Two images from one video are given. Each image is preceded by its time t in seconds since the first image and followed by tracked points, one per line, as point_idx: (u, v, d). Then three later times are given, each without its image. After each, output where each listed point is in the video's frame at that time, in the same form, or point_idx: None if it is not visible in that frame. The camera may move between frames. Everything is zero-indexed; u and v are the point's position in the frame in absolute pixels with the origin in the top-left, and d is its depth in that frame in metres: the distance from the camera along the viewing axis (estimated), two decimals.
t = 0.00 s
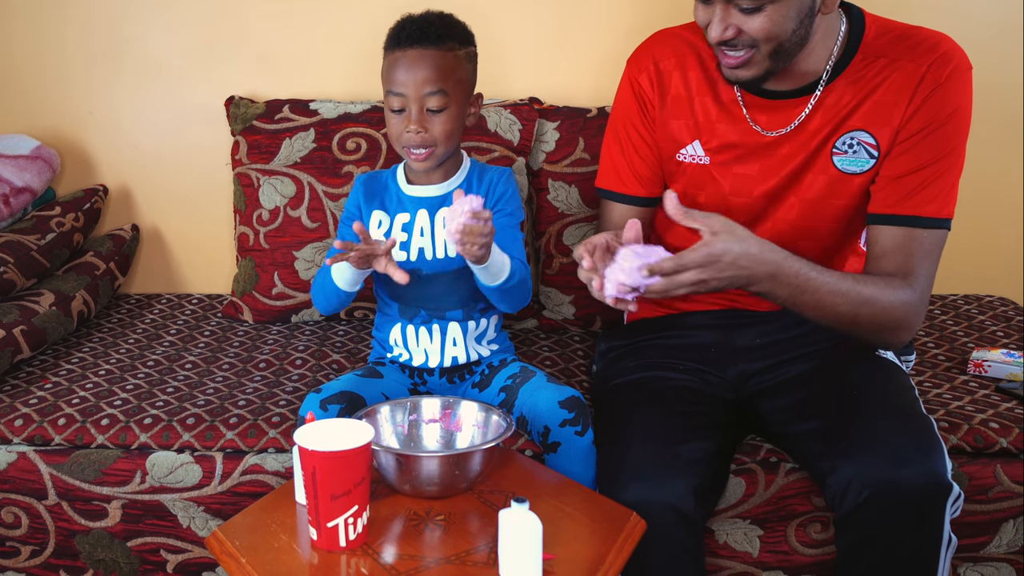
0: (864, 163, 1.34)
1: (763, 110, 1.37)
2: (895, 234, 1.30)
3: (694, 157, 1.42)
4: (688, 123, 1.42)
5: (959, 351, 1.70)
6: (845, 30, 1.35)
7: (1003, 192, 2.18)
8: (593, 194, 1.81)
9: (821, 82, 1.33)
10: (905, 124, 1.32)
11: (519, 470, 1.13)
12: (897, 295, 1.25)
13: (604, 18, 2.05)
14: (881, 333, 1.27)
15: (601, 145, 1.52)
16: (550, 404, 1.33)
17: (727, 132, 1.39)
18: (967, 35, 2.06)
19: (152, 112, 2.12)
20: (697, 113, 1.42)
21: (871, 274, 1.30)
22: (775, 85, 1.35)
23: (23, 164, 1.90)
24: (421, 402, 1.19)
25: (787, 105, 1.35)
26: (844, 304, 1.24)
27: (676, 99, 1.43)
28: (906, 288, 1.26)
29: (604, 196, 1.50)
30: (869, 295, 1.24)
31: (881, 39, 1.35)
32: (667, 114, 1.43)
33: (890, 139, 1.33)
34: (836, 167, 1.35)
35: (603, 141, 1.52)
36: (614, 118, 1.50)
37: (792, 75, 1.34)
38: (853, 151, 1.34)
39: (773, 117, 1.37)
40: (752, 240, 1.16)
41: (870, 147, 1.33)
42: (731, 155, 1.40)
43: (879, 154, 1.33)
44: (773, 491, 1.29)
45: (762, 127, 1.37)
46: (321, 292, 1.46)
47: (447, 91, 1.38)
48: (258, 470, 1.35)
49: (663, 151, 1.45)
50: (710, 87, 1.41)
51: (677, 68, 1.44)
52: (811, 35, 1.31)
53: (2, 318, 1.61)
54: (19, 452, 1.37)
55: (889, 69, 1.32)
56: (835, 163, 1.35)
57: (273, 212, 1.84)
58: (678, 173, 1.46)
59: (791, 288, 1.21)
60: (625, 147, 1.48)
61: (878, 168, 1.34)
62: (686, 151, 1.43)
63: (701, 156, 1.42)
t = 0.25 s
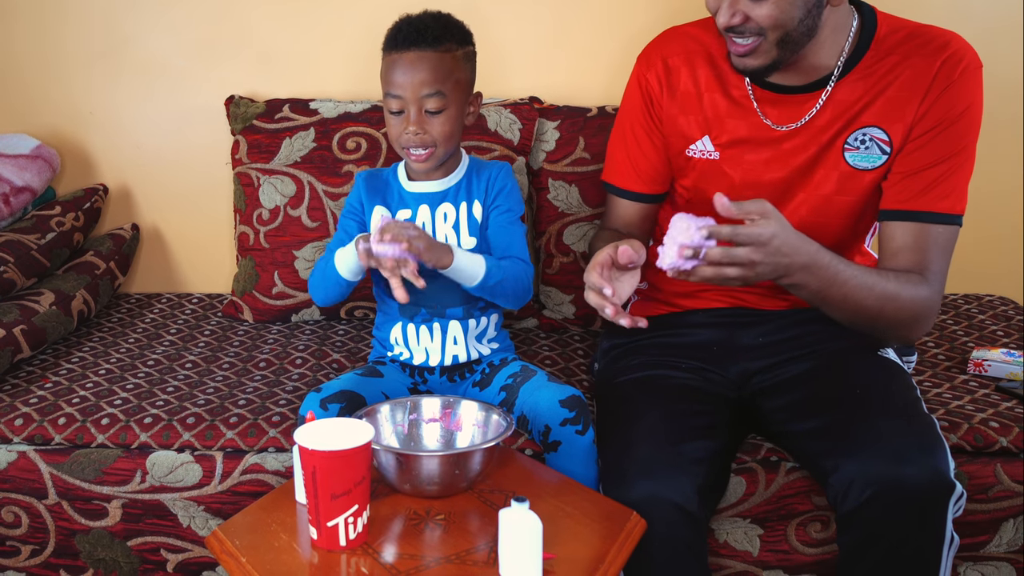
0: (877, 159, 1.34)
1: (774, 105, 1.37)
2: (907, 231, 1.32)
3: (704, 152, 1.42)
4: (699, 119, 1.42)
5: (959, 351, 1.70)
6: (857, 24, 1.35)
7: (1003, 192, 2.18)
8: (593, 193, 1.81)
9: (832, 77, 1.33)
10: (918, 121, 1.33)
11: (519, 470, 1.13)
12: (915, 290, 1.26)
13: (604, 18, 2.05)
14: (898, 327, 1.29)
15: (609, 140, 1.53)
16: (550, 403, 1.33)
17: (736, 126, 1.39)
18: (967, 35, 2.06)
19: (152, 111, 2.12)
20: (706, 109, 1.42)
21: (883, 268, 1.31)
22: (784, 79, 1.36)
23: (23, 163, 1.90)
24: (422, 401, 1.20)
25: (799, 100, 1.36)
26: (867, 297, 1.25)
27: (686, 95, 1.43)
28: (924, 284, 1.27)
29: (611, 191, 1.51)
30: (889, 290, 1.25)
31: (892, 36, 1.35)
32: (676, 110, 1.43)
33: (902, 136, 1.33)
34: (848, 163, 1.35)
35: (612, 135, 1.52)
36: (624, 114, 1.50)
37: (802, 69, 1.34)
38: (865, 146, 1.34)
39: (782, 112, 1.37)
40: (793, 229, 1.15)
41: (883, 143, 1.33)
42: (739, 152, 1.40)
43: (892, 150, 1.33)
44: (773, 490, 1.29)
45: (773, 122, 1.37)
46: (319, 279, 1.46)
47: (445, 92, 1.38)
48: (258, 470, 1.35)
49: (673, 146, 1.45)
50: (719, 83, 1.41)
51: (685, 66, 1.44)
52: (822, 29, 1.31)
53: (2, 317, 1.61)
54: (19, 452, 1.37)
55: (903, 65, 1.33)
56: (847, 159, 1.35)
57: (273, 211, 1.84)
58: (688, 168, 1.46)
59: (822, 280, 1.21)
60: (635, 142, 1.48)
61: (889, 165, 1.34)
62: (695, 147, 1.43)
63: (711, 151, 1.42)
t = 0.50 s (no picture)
0: (884, 155, 1.34)
1: (781, 97, 1.37)
2: (914, 228, 1.32)
3: (709, 144, 1.42)
4: (705, 111, 1.42)
5: (959, 350, 1.70)
6: (865, 20, 1.36)
7: (1003, 191, 2.18)
8: (593, 192, 1.81)
9: (840, 73, 1.34)
10: (926, 118, 1.33)
11: (519, 469, 1.13)
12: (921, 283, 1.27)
13: (604, 17, 2.05)
14: (907, 320, 1.29)
15: (613, 132, 1.52)
16: (550, 402, 1.33)
17: (742, 118, 1.39)
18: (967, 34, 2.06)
19: (152, 110, 2.12)
20: (712, 103, 1.42)
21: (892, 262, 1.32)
22: (790, 71, 1.36)
23: (23, 163, 1.90)
24: (421, 400, 1.20)
25: (806, 94, 1.36)
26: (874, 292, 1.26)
27: (692, 88, 1.43)
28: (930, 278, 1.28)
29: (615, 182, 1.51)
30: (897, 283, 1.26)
31: (900, 34, 1.36)
32: (681, 103, 1.43)
33: (910, 133, 1.33)
34: (854, 159, 1.35)
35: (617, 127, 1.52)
36: (629, 106, 1.50)
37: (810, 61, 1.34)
38: (872, 143, 1.34)
39: (789, 104, 1.37)
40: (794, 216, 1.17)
41: (890, 140, 1.34)
42: (742, 150, 1.40)
43: (899, 147, 1.34)
44: (774, 489, 1.29)
45: (780, 115, 1.38)
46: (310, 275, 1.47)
47: (444, 95, 1.38)
48: (259, 469, 1.35)
49: (678, 139, 1.45)
50: (725, 76, 1.41)
51: (691, 60, 1.44)
52: (830, 22, 1.32)
53: (2, 316, 1.61)
54: (19, 451, 1.37)
55: (909, 62, 1.33)
56: (853, 155, 1.35)
57: (273, 211, 1.84)
58: (693, 161, 1.46)
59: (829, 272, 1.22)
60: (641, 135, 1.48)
61: (896, 161, 1.34)
62: (701, 138, 1.43)
63: (716, 143, 1.42)
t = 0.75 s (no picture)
0: (889, 154, 1.35)
1: (788, 93, 1.38)
2: (921, 227, 1.32)
3: (715, 139, 1.43)
4: (711, 105, 1.43)
5: (959, 349, 1.71)
6: (874, 19, 1.37)
7: (1003, 191, 2.18)
8: (593, 192, 1.81)
9: (847, 70, 1.35)
10: (933, 119, 1.34)
11: (519, 468, 1.13)
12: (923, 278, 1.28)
13: (604, 16, 2.05)
14: (910, 314, 1.30)
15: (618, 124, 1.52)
16: (550, 401, 1.33)
17: (747, 113, 1.40)
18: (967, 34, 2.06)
19: (152, 109, 2.12)
20: (719, 96, 1.42)
21: (896, 260, 1.33)
22: (798, 66, 1.37)
23: (23, 162, 1.90)
24: (421, 400, 1.20)
25: (813, 91, 1.37)
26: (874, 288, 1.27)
27: (700, 82, 1.43)
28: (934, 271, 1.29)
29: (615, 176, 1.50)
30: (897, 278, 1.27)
31: (907, 34, 1.36)
32: (688, 96, 1.44)
33: (917, 132, 1.34)
34: (860, 157, 1.36)
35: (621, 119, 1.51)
36: (634, 99, 1.49)
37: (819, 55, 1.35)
38: (878, 141, 1.35)
39: (797, 98, 1.38)
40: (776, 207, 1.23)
41: (896, 138, 1.34)
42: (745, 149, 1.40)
43: (904, 146, 1.34)
44: (774, 488, 1.29)
45: (788, 112, 1.38)
46: (305, 274, 1.47)
47: (449, 91, 1.38)
48: (259, 469, 1.35)
49: (683, 133, 1.45)
50: (733, 69, 1.42)
51: (699, 53, 1.44)
52: (839, 18, 1.32)
53: (2, 316, 1.61)
54: (20, 450, 1.37)
55: (915, 63, 1.34)
56: (859, 153, 1.36)
57: (273, 210, 1.84)
58: (697, 156, 1.46)
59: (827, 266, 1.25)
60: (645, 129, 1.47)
61: (902, 160, 1.35)
62: (706, 133, 1.43)
63: (722, 138, 1.42)
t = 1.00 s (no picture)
0: (895, 154, 1.35)
1: (795, 94, 1.38)
2: (926, 229, 1.34)
3: (722, 139, 1.42)
4: (718, 105, 1.42)
5: (959, 349, 1.70)
6: (880, 19, 1.37)
7: (1003, 191, 2.18)
8: (593, 191, 1.81)
9: (855, 71, 1.34)
10: (937, 121, 1.34)
11: (519, 468, 1.13)
12: (926, 274, 1.29)
13: (604, 16, 2.05)
14: (914, 310, 1.31)
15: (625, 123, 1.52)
16: (550, 400, 1.33)
17: (754, 113, 1.40)
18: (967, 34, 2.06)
19: (152, 109, 2.12)
20: (726, 96, 1.42)
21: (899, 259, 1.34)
22: (805, 66, 1.37)
23: (23, 161, 1.90)
24: (422, 399, 1.20)
25: (820, 96, 1.37)
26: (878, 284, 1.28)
27: (708, 82, 1.43)
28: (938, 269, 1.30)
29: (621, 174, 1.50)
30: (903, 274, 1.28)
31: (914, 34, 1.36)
32: (695, 96, 1.43)
33: (923, 133, 1.34)
34: (866, 158, 1.36)
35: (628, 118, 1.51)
36: (641, 98, 1.49)
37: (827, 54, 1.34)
38: (884, 142, 1.35)
39: (804, 98, 1.37)
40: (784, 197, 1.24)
41: (902, 139, 1.34)
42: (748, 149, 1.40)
43: (911, 147, 1.35)
44: (774, 488, 1.29)
45: (797, 113, 1.38)
46: (307, 265, 1.48)
47: (453, 91, 1.38)
48: (259, 468, 1.35)
49: (689, 133, 1.45)
50: (740, 69, 1.42)
51: (706, 53, 1.44)
52: (848, 18, 1.32)
53: (2, 315, 1.61)
54: (20, 450, 1.37)
55: (922, 64, 1.34)
56: (865, 154, 1.36)
57: (273, 209, 1.84)
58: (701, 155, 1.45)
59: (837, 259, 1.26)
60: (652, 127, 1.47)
61: (908, 161, 1.35)
62: (712, 133, 1.43)
63: (728, 138, 1.42)
